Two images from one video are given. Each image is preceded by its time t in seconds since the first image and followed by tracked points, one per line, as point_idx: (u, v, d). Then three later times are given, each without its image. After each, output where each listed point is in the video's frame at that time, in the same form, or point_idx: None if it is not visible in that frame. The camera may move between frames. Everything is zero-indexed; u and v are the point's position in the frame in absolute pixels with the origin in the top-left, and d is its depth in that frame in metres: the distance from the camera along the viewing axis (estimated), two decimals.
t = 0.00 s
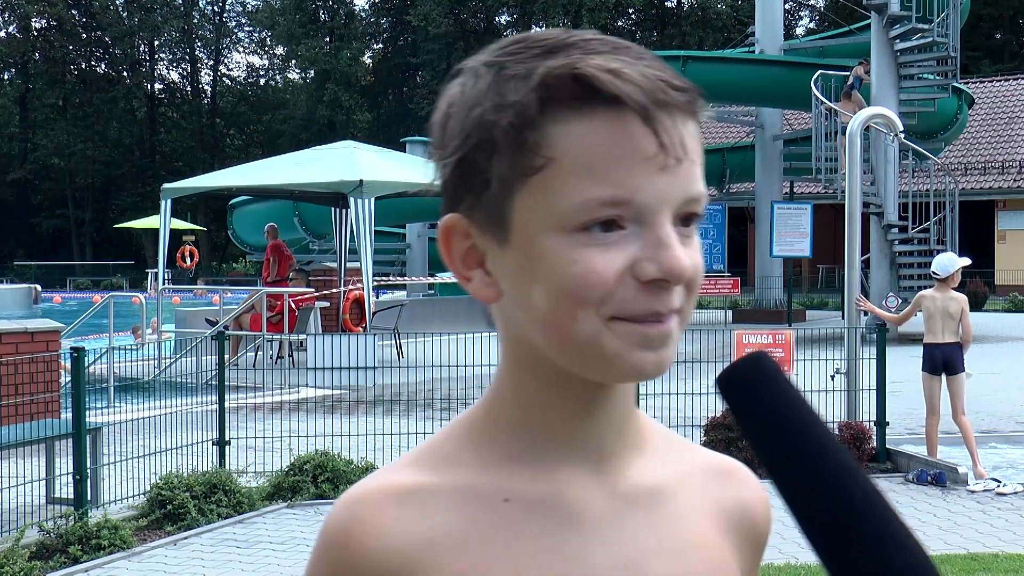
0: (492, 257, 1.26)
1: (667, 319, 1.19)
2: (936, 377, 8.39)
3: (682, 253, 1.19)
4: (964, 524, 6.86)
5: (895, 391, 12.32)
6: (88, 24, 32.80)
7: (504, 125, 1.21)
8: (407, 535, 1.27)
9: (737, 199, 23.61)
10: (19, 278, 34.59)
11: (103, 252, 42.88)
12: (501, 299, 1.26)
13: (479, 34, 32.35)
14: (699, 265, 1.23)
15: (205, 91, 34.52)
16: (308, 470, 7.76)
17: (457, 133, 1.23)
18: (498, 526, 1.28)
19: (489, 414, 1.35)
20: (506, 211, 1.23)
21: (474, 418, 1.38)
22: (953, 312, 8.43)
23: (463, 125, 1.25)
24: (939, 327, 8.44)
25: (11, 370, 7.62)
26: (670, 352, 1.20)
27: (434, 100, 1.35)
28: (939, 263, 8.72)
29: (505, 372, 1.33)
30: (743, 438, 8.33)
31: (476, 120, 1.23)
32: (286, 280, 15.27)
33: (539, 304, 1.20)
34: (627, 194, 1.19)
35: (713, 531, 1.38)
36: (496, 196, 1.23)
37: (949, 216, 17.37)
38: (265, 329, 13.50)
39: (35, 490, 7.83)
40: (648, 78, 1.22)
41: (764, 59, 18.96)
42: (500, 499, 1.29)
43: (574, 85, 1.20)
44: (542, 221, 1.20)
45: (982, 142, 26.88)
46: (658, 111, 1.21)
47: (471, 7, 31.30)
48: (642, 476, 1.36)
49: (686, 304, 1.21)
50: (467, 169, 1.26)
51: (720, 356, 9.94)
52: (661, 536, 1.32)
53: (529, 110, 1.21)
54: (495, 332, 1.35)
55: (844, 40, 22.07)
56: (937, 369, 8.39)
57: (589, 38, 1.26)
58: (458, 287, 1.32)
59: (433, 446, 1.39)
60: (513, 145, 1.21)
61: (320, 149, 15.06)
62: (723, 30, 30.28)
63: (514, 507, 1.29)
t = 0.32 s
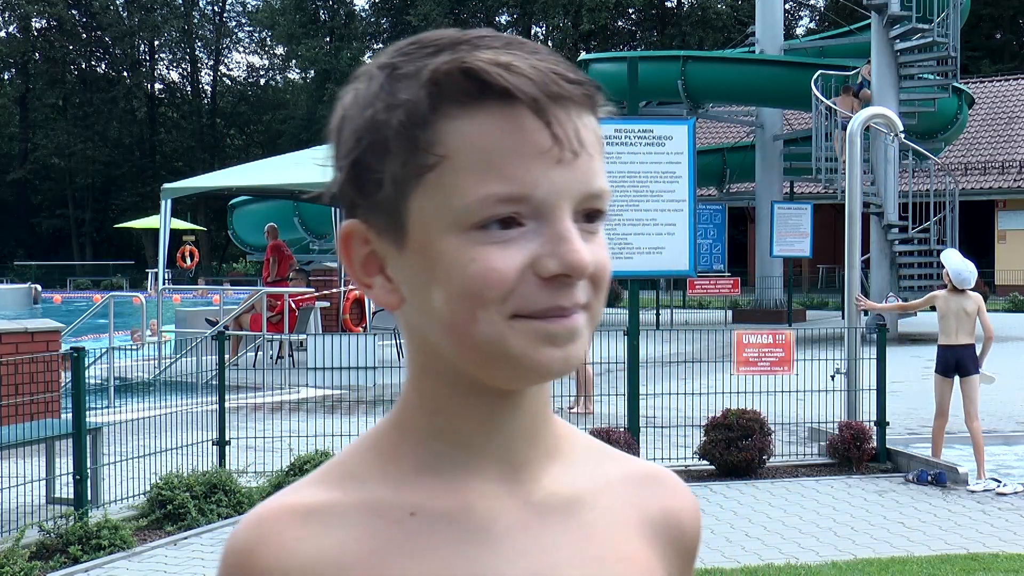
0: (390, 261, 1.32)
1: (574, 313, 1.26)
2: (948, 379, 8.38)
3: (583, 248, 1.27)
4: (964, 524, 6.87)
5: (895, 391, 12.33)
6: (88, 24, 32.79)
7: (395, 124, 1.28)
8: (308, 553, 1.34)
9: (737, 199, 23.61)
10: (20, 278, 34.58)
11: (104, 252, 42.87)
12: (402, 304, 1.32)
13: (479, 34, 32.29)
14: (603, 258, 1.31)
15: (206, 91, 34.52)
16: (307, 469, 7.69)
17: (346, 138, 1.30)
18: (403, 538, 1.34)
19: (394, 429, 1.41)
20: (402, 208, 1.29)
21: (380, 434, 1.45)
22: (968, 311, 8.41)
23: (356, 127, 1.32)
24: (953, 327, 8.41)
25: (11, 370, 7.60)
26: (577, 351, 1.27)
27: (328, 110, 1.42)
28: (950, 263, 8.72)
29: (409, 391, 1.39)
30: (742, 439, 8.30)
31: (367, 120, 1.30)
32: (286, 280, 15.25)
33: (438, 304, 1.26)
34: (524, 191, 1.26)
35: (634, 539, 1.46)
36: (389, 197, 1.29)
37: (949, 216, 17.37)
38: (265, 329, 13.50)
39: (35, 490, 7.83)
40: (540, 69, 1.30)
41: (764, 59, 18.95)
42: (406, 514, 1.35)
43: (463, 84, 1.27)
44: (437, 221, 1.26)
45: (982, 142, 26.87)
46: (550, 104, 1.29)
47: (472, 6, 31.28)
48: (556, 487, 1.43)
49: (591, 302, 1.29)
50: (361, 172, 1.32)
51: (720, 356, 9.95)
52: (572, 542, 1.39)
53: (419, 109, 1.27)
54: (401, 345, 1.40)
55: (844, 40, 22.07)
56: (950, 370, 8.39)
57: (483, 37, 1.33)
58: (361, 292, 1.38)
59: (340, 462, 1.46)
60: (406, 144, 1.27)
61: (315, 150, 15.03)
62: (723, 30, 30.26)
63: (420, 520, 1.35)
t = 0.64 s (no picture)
0: (295, 262, 1.38)
1: (483, 316, 1.33)
2: (953, 380, 8.42)
3: (494, 251, 1.33)
4: (964, 524, 6.86)
5: (895, 391, 12.32)
6: (88, 24, 32.74)
7: (302, 119, 1.33)
8: (220, 566, 1.39)
9: (738, 199, 23.60)
10: (20, 278, 34.56)
11: (104, 252, 42.84)
12: (309, 305, 1.38)
13: (478, 34, 32.21)
14: (513, 259, 1.38)
15: (206, 91, 34.48)
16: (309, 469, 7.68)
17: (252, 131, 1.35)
18: (319, 547, 1.40)
19: (306, 442, 1.47)
20: (309, 206, 1.35)
21: (289, 445, 1.51)
22: (971, 313, 8.37)
23: (261, 120, 1.36)
24: (956, 328, 8.37)
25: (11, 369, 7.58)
26: (487, 355, 1.34)
27: (230, 107, 1.47)
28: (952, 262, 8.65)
29: (320, 401, 1.46)
30: (742, 439, 8.30)
31: (273, 116, 1.35)
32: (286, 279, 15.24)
33: (346, 308, 1.33)
34: (435, 192, 1.32)
35: (554, 534, 1.54)
36: (296, 197, 1.35)
37: (949, 216, 17.36)
38: (266, 329, 13.50)
39: (35, 490, 7.83)
40: (451, 68, 1.36)
41: (765, 59, 18.95)
42: (319, 525, 1.41)
43: (375, 80, 1.32)
44: (346, 220, 1.32)
45: (982, 142, 26.86)
46: (462, 104, 1.35)
47: (472, 7, 31.23)
48: (473, 488, 1.50)
49: (499, 305, 1.36)
50: (265, 167, 1.38)
51: (719, 356, 9.96)
52: (490, 541, 1.46)
53: (328, 104, 1.32)
54: (312, 353, 1.47)
55: (845, 40, 22.06)
56: (954, 372, 8.43)
57: (394, 30, 1.39)
58: (269, 296, 1.44)
59: (251, 474, 1.51)
60: (312, 141, 1.33)
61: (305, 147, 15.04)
62: (723, 30, 30.22)
63: (333, 530, 1.41)
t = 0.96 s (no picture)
0: (282, 265, 1.34)
1: (469, 321, 1.30)
2: (948, 380, 8.42)
3: (478, 250, 1.30)
4: (963, 524, 6.86)
5: (895, 391, 12.32)
6: (88, 24, 32.69)
7: (282, 125, 1.30)
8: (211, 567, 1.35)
9: (738, 199, 23.60)
10: (20, 279, 34.57)
11: (104, 252, 42.85)
12: (295, 309, 1.35)
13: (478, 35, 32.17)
14: (498, 260, 1.35)
15: (205, 91, 34.49)
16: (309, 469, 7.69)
17: (233, 137, 1.31)
18: (312, 544, 1.37)
19: (297, 438, 1.44)
20: (293, 210, 1.31)
21: (279, 442, 1.48)
22: (959, 311, 8.37)
23: (242, 128, 1.33)
24: (946, 328, 8.40)
25: (11, 370, 7.59)
26: (471, 363, 1.30)
27: (210, 113, 1.43)
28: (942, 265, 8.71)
29: (308, 397, 1.43)
30: (742, 438, 8.30)
31: (254, 122, 1.31)
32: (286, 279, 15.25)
33: (332, 310, 1.29)
34: (416, 193, 1.29)
35: (546, 531, 1.52)
36: (279, 202, 1.31)
37: (949, 216, 17.36)
38: (266, 329, 13.49)
39: (35, 490, 7.83)
40: (427, 68, 1.33)
41: (764, 59, 18.94)
42: (312, 520, 1.39)
43: (350, 83, 1.29)
44: (329, 223, 1.29)
45: (982, 142, 26.87)
46: (440, 102, 1.32)
47: (472, 7, 31.21)
48: (463, 482, 1.49)
49: (484, 302, 1.32)
50: (248, 173, 1.34)
51: (718, 357, 9.95)
52: (480, 536, 1.44)
53: (307, 110, 1.29)
54: (297, 349, 1.45)
55: (845, 40, 22.06)
56: (947, 371, 8.40)
57: (371, 33, 1.35)
58: (254, 298, 1.40)
59: (238, 473, 1.48)
60: (293, 146, 1.30)
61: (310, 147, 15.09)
62: (723, 30, 30.22)
63: (325, 526, 1.38)
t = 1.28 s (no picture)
0: (357, 253, 1.36)
1: (533, 322, 1.30)
2: (941, 377, 8.40)
3: (546, 254, 1.30)
4: (963, 524, 6.86)
5: (895, 390, 12.32)
6: (88, 24, 32.66)
7: (368, 120, 1.31)
8: (286, 551, 1.38)
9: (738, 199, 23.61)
10: (20, 279, 34.56)
11: (104, 252, 42.83)
12: (368, 296, 1.36)
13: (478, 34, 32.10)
14: (565, 268, 1.34)
15: (205, 91, 34.47)
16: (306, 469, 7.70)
17: (319, 128, 1.33)
18: (382, 527, 1.38)
19: (367, 426, 1.46)
20: (370, 204, 1.32)
21: (351, 432, 1.50)
22: (949, 309, 8.38)
23: (329, 124, 1.35)
24: (939, 325, 8.42)
25: (11, 369, 7.58)
26: (533, 359, 1.30)
27: (304, 95, 1.45)
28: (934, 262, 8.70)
29: (381, 385, 1.44)
30: (742, 438, 8.30)
31: (341, 115, 1.34)
32: (286, 280, 15.25)
33: (404, 301, 1.30)
34: (489, 194, 1.29)
35: (607, 524, 1.51)
36: (359, 189, 1.33)
37: (949, 216, 17.35)
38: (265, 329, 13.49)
39: (35, 490, 7.83)
40: (511, 75, 1.32)
41: (765, 58, 18.92)
42: (383, 505, 1.40)
43: (436, 83, 1.30)
44: (402, 220, 1.30)
45: (982, 142, 26.88)
46: (521, 111, 1.31)
47: (472, 7, 31.17)
48: (527, 472, 1.49)
49: (551, 305, 1.32)
50: (331, 162, 1.36)
51: (719, 357, 9.95)
52: (543, 523, 1.45)
53: (392, 106, 1.30)
54: (371, 342, 1.46)
55: (845, 40, 22.05)
56: (940, 368, 8.40)
57: (461, 37, 1.36)
58: (330, 285, 1.42)
59: (313, 460, 1.50)
60: (375, 140, 1.31)
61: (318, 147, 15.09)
62: (724, 30, 30.20)
63: (397, 511, 1.39)
